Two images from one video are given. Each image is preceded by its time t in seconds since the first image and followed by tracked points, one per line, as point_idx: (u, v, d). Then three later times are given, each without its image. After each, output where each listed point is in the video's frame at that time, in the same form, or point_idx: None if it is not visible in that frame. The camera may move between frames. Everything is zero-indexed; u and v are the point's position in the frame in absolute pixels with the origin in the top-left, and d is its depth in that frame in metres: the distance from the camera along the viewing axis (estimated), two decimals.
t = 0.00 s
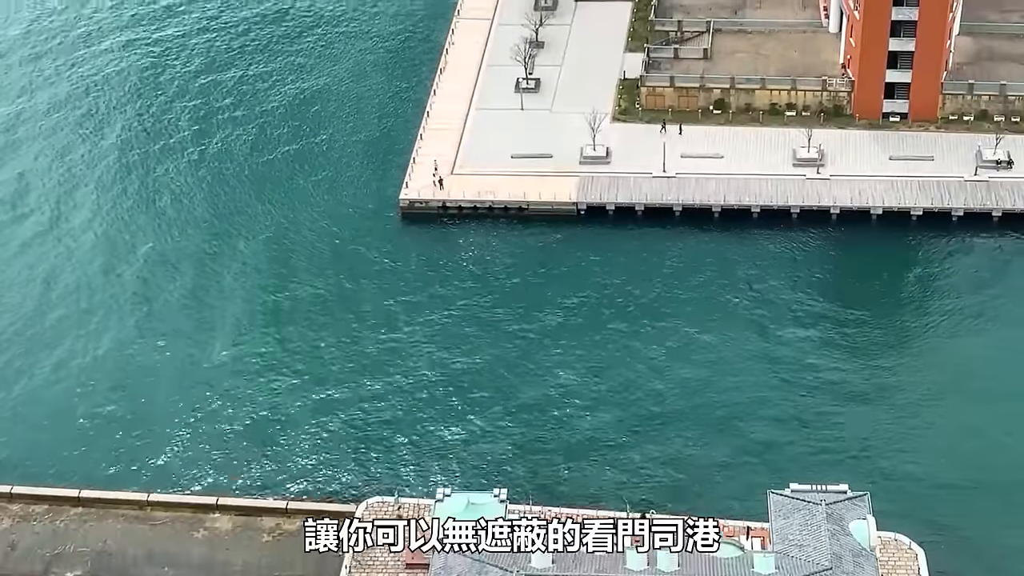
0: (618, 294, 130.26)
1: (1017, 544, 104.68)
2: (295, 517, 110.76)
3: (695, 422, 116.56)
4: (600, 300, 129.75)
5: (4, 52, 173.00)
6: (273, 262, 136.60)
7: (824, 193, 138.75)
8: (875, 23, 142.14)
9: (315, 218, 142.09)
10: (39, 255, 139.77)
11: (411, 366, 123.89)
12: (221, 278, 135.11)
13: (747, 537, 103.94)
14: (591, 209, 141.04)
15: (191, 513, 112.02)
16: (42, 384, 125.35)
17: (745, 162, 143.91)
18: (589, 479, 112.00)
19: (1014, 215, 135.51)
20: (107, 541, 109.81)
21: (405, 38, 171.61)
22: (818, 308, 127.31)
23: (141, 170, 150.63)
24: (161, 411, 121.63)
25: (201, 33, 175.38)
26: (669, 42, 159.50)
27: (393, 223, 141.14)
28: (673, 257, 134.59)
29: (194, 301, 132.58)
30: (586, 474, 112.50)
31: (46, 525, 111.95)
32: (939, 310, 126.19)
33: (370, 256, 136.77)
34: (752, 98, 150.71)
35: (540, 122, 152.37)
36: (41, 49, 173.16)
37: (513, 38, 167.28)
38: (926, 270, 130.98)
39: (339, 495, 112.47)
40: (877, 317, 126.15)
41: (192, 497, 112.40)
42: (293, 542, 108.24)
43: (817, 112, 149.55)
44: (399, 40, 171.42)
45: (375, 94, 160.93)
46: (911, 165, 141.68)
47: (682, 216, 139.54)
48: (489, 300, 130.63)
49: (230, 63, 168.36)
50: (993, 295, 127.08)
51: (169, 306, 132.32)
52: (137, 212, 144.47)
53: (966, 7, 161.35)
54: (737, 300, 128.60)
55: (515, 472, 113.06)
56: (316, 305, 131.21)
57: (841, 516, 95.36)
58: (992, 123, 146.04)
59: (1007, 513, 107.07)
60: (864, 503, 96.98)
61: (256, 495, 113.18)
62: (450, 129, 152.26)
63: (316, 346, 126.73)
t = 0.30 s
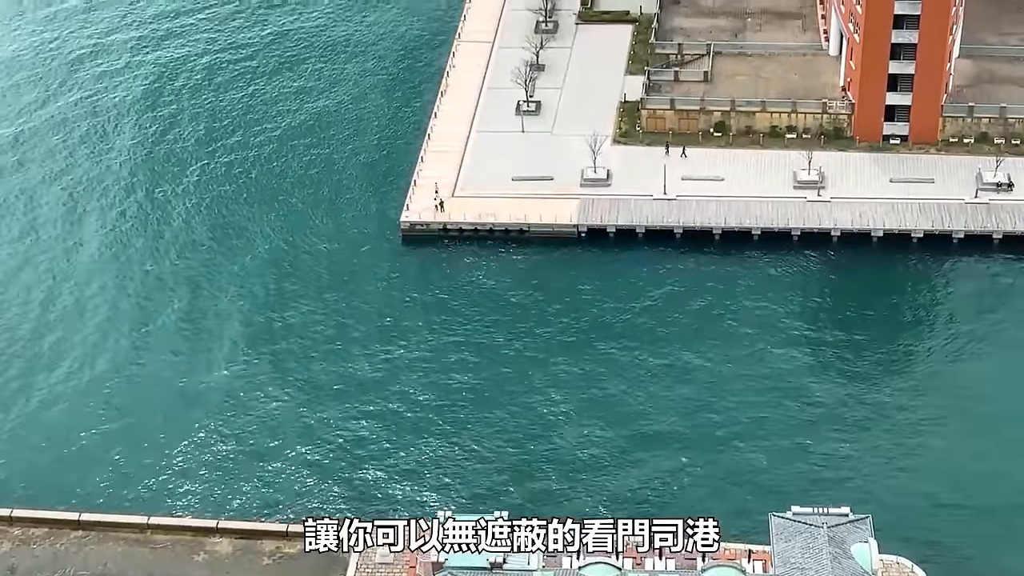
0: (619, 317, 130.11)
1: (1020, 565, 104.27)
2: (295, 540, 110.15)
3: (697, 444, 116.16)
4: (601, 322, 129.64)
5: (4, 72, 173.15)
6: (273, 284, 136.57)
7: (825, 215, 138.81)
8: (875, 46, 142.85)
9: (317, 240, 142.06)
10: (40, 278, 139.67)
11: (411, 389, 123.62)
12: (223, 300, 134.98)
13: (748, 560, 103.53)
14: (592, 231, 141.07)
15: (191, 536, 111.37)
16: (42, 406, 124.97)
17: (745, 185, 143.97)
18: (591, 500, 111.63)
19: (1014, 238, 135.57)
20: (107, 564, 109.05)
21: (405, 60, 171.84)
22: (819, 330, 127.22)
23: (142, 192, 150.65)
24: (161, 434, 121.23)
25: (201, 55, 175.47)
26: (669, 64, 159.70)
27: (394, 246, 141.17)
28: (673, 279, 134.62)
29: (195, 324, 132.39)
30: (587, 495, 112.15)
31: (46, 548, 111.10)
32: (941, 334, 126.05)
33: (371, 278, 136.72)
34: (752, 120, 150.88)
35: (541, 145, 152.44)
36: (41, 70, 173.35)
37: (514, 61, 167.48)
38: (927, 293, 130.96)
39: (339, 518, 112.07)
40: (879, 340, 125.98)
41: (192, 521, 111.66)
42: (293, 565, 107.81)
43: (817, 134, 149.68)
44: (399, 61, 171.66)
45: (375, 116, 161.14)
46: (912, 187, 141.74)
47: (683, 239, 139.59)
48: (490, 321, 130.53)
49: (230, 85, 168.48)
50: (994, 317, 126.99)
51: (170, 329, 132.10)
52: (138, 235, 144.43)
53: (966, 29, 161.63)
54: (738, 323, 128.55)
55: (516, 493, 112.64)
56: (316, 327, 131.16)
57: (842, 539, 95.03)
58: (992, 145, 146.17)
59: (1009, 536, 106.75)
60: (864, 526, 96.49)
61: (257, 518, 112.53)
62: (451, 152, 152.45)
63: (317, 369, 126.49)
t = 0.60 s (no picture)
0: (620, 339, 129.98)
1: None
2: (295, 564, 108.98)
3: (698, 466, 115.91)
4: (602, 345, 129.53)
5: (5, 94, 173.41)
6: (273, 306, 136.52)
7: (825, 238, 138.88)
8: (875, 70, 143.16)
9: (317, 262, 142.09)
10: (40, 300, 139.61)
11: (412, 410, 123.39)
12: (224, 322, 134.83)
13: None
14: (592, 254, 141.10)
15: (191, 559, 110.52)
16: (42, 428, 124.66)
17: (746, 208, 144.06)
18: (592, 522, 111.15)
19: (1014, 261, 135.66)
20: None
21: (405, 83, 172.12)
22: (820, 353, 127.16)
23: (143, 214, 150.68)
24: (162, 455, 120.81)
25: (201, 76, 175.73)
26: (670, 88, 159.92)
27: (395, 268, 141.21)
28: (674, 302, 134.57)
29: (196, 346, 132.21)
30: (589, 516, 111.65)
31: (46, 572, 110.37)
32: (942, 356, 125.96)
33: (371, 301, 136.69)
34: (752, 143, 150.99)
35: (541, 168, 152.61)
36: (42, 92, 173.62)
37: (515, 84, 167.84)
38: (928, 316, 130.93)
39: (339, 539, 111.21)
40: (880, 362, 125.85)
41: (193, 544, 110.88)
42: None
43: (817, 157, 149.82)
44: (400, 84, 171.94)
45: (376, 138, 161.37)
46: (912, 210, 141.85)
47: (683, 261, 139.62)
48: (491, 344, 130.42)
49: (230, 108, 168.71)
50: (995, 340, 126.91)
51: (171, 351, 131.99)
52: (138, 256, 144.41)
53: (965, 52, 161.93)
54: (739, 345, 128.49)
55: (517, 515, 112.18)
56: (317, 348, 131.02)
57: (844, 562, 94.81)
58: (992, 168, 146.31)
59: (1012, 557, 106.32)
60: (866, 549, 96.05)
61: (257, 542, 111.76)
62: (451, 175, 152.64)
63: (317, 390, 126.28)
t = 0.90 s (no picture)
0: (619, 362, 129.87)
1: None
2: None
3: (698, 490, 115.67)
4: (602, 367, 129.43)
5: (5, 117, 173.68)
6: (273, 328, 136.52)
7: (825, 261, 138.90)
8: (875, 93, 143.38)
9: (317, 284, 142.15)
10: (40, 322, 139.63)
11: (411, 433, 123.22)
12: (223, 344, 134.80)
13: None
14: (592, 276, 141.14)
15: None
16: (41, 450, 124.47)
17: (746, 231, 144.10)
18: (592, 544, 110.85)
19: (1014, 284, 135.67)
20: None
21: (405, 105, 172.40)
22: (821, 375, 127.06)
23: (143, 236, 150.79)
24: (161, 476, 120.61)
25: (202, 98, 176.12)
26: (669, 110, 160.32)
27: (395, 290, 141.24)
28: (674, 325, 134.52)
29: (195, 368, 132.12)
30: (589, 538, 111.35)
31: None
32: (942, 379, 125.83)
33: (371, 323, 136.65)
34: (752, 166, 151.02)
35: (541, 191, 152.74)
36: (43, 114, 173.88)
37: (515, 107, 168.10)
38: (928, 338, 130.89)
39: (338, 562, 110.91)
40: (879, 384, 125.70)
41: (192, 566, 110.73)
42: None
43: (817, 180, 149.91)
44: (400, 106, 172.15)
45: (376, 161, 161.51)
46: (912, 233, 141.91)
47: (683, 284, 139.64)
48: (491, 366, 130.34)
49: (231, 130, 169.00)
50: (995, 363, 126.86)
51: (171, 372, 131.92)
52: (138, 279, 144.39)
53: (966, 74, 161.61)
54: (739, 367, 128.41)
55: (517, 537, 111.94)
56: (317, 370, 130.97)
57: None
58: (992, 191, 146.39)
59: None
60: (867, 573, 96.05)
61: (256, 564, 111.58)
62: (452, 198, 152.81)
63: (316, 413, 126.10)
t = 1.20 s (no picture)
0: (620, 384, 129.78)
1: None
2: None
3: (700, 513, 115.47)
4: (602, 389, 129.34)
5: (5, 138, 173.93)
6: (273, 350, 136.53)
7: (825, 283, 138.92)
8: (874, 115, 143.55)
9: (317, 306, 142.18)
10: (40, 343, 139.67)
11: (411, 455, 123.05)
12: (223, 367, 134.72)
13: None
14: (591, 298, 141.20)
15: None
16: (41, 472, 124.35)
17: (746, 253, 144.17)
18: (590, 566, 110.64)
19: (1014, 307, 135.69)
20: None
21: (406, 127, 172.67)
22: (820, 398, 126.98)
23: (143, 257, 150.97)
24: (161, 498, 120.40)
25: (203, 119, 176.46)
26: (668, 133, 160.68)
27: (395, 312, 141.25)
28: (673, 347, 134.47)
29: (195, 389, 132.13)
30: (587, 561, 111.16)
31: None
32: (941, 401, 125.76)
33: (370, 345, 136.65)
34: (751, 189, 151.36)
35: (541, 213, 152.85)
36: (43, 135, 174.19)
37: (514, 130, 168.36)
38: (927, 361, 130.83)
39: None
40: (880, 407, 125.54)
41: None
42: None
43: (817, 202, 150.04)
44: (400, 129, 172.34)
45: (375, 183, 161.66)
46: (911, 256, 141.90)
47: (683, 306, 139.67)
48: (491, 388, 130.30)
49: (231, 151, 169.33)
50: (995, 386, 126.75)
51: (171, 394, 131.89)
52: (137, 301, 144.43)
53: (965, 97, 161.69)
54: (738, 390, 128.34)
55: (515, 560, 111.73)
56: (316, 392, 130.92)
57: None
58: (991, 214, 146.43)
59: None
60: None
61: None
62: (451, 219, 153.00)
63: (316, 435, 125.92)
